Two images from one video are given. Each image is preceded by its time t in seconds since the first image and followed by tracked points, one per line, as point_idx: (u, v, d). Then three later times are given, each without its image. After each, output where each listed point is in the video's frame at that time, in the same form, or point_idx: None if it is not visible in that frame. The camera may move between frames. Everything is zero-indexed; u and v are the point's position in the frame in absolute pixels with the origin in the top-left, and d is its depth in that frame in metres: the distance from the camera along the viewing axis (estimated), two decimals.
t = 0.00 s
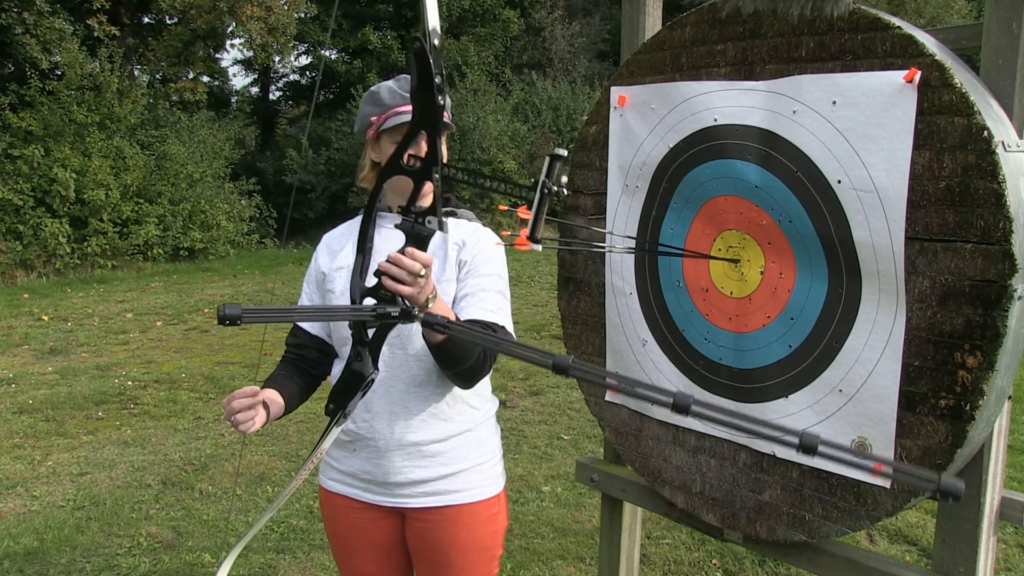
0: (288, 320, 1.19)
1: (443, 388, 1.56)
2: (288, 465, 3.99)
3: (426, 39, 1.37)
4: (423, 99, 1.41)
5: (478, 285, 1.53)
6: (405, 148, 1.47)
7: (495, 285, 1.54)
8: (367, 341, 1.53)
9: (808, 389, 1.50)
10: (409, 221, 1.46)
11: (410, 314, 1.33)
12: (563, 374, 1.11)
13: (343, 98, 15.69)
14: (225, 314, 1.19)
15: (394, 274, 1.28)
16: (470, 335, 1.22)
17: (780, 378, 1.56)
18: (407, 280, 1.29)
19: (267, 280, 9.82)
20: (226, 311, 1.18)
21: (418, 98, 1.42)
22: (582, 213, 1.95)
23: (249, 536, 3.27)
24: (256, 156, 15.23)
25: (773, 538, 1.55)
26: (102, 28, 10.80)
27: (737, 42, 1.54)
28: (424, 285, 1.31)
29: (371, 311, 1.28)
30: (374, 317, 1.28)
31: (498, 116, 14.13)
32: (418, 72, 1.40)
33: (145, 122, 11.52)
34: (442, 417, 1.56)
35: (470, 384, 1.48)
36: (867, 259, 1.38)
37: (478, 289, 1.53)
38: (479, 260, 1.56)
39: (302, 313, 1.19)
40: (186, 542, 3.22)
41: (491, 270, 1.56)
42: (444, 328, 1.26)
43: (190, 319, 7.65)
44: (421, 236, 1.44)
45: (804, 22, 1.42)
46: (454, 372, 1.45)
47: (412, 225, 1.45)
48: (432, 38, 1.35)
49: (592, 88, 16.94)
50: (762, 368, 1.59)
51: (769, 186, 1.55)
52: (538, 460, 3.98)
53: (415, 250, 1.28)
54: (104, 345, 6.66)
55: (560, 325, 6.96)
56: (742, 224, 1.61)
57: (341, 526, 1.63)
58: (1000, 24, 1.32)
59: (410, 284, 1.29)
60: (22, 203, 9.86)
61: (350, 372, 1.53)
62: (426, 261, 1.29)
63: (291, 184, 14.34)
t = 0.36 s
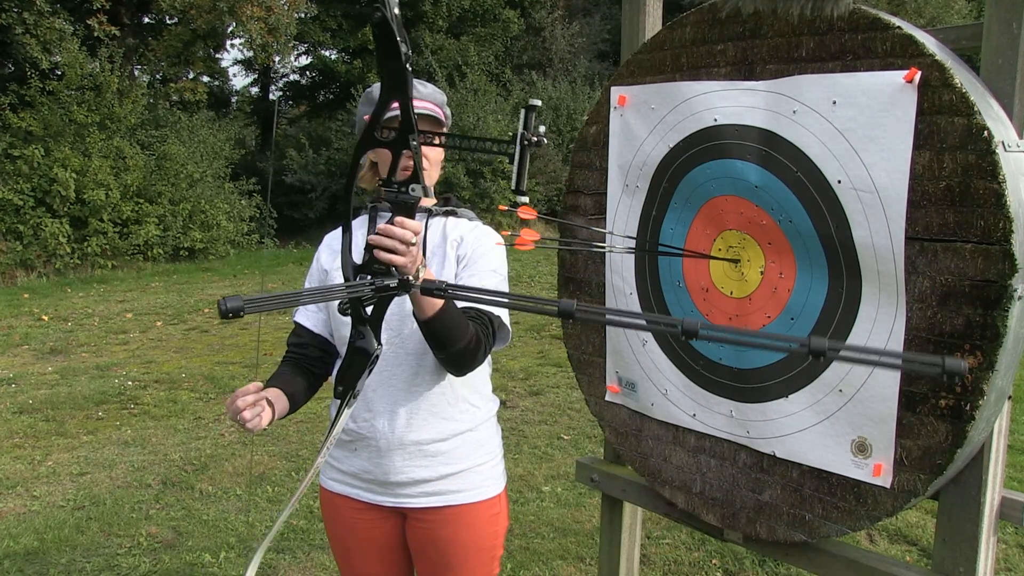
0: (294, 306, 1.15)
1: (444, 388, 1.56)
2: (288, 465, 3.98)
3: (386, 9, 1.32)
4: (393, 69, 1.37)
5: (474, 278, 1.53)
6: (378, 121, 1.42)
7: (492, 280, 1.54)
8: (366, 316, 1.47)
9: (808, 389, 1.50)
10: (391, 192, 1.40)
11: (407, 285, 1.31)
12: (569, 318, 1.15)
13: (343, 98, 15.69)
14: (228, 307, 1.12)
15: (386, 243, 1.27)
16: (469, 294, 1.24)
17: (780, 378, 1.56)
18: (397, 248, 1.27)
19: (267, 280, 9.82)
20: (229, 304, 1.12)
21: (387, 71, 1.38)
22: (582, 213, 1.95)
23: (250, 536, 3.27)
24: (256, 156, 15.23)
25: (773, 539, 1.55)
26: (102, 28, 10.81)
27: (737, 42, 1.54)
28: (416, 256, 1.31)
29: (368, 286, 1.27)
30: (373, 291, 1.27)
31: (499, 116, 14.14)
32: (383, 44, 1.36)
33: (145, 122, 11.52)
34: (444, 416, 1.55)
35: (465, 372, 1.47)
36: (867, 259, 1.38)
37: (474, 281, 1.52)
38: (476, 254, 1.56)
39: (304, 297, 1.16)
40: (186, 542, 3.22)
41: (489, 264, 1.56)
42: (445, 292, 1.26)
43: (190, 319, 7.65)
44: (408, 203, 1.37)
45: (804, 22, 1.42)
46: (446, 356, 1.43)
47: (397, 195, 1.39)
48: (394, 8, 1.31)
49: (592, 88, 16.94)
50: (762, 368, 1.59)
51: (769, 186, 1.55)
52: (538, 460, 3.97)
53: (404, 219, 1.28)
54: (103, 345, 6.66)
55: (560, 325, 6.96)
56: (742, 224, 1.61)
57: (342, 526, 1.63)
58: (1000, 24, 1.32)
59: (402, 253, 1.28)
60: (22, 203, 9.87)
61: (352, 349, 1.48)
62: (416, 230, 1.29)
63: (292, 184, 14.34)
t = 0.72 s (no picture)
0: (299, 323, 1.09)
1: (445, 388, 1.56)
2: (288, 465, 3.98)
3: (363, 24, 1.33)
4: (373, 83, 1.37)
5: (477, 281, 1.53)
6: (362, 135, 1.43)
7: (493, 283, 1.54)
8: (367, 329, 1.46)
9: (808, 389, 1.50)
10: (383, 204, 1.44)
11: (406, 295, 1.31)
12: (570, 314, 1.16)
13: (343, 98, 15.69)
14: (237, 334, 1.04)
15: (382, 256, 1.26)
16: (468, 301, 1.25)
17: (780, 378, 1.56)
18: (393, 260, 1.27)
19: (267, 280, 9.82)
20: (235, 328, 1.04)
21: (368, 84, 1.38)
22: (582, 213, 1.95)
23: (250, 535, 3.27)
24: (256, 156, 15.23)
25: (773, 539, 1.55)
26: (102, 28, 10.81)
27: (738, 42, 1.54)
28: (412, 264, 1.30)
29: (369, 300, 1.25)
30: (373, 305, 1.26)
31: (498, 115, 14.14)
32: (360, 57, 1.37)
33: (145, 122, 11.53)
34: (446, 417, 1.55)
35: (466, 377, 1.48)
36: (867, 259, 1.38)
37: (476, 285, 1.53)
38: (478, 257, 1.56)
39: (312, 314, 1.10)
40: (186, 542, 3.22)
41: (490, 266, 1.56)
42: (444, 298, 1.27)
43: (190, 319, 7.65)
44: (400, 214, 1.41)
45: (804, 22, 1.42)
46: (447, 362, 1.43)
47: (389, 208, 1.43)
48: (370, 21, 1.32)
49: (592, 87, 16.95)
50: (762, 368, 1.59)
51: (769, 186, 1.55)
52: (538, 460, 3.97)
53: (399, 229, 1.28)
54: (103, 345, 6.66)
55: (560, 325, 6.96)
56: (742, 224, 1.61)
57: (342, 526, 1.63)
58: (1000, 25, 1.31)
59: (399, 263, 1.28)
60: (22, 203, 9.87)
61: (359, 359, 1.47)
62: (410, 240, 1.29)
63: (292, 184, 14.34)
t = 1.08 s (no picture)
0: (291, 357, 1.11)
1: (446, 389, 1.56)
2: (288, 465, 3.99)
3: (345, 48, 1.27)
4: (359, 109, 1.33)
5: (481, 285, 1.53)
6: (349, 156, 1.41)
7: (498, 287, 1.54)
8: (358, 355, 1.46)
9: (808, 389, 1.50)
10: (370, 230, 1.40)
11: (399, 320, 1.29)
12: (562, 333, 1.16)
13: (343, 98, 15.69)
14: (231, 368, 1.05)
15: (371, 282, 1.26)
16: (460, 320, 1.23)
17: (780, 378, 1.56)
18: (381, 286, 1.26)
19: (267, 280, 9.82)
20: (231, 363, 1.05)
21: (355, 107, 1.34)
22: (582, 213, 1.95)
23: (249, 536, 3.27)
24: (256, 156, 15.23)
25: (773, 539, 1.54)
26: (102, 28, 10.81)
27: (738, 42, 1.54)
28: (402, 287, 1.30)
29: (361, 328, 1.24)
30: (366, 332, 1.25)
31: (498, 115, 14.15)
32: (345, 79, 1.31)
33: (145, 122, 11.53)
34: (448, 419, 1.55)
35: (468, 386, 1.48)
36: (867, 259, 1.38)
37: (481, 289, 1.53)
38: (484, 260, 1.56)
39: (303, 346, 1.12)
40: (186, 542, 3.22)
41: (495, 270, 1.55)
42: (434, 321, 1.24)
43: (190, 319, 7.65)
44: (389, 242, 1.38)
45: (804, 22, 1.42)
46: (447, 374, 1.43)
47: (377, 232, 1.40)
48: (352, 50, 1.24)
49: (592, 87, 16.95)
50: (762, 368, 1.59)
51: (769, 186, 1.55)
52: (538, 460, 3.97)
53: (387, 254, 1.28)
54: (103, 345, 6.66)
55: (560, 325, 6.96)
56: (742, 224, 1.61)
57: (343, 526, 1.63)
58: (1000, 24, 1.31)
59: (389, 288, 1.27)
60: (22, 203, 9.88)
61: (350, 388, 1.46)
62: (399, 264, 1.29)
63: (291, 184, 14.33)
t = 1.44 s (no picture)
0: (290, 368, 1.10)
1: (447, 390, 1.55)
2: (288, 466, 3.99)
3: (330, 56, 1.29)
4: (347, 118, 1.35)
5: (483, 286, 1.53)
6: (337, 166, 1.42)
7: (500, 289, 1.54)
8: (357, 363, 1.46)
9: (808, 389, 1.50)
10: (363, 236, 1.41)
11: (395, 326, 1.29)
12: (558, 333, 1.16)
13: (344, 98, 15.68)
14: (232, 381, 1.05)
15: (366, 289, 1.26)
16: (457, 324, 1.23)
17: (780, 378, 1.56)
18: (377, 292, 1.26)
19: (267, 280, 9.82)
20: (230, 377, 1.05)
21: (342, 115, 1.36)
22: (582, 213, 1.95)
23: (249, 536, 3.27)
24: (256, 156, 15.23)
25: (773, 539, 1.54)
26: (102, 28, 10.81)
27: (737, 42, 1.54)
28: (397, 293, 1.29)
29: (357, 336, 1.24)
30: (362, 341, 1.24)
31: (498, 115, 14.16)
32: (330, 90, 1.34)
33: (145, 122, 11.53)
34: (449, 419, 1.55)
35: (468, 389, 1.48)
36: (867, 259, 1.38)
37: (483, 290, 1.52)
38: (485, 262, 1.56)
39: (302, 356, 1.11)
40: (186, 542, 3.22)
41: (497, 271, 1.56)
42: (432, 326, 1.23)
43: (190, 319, 7.65)
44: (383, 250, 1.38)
45: (803, 22, 1.42)
46: (447, 378, 1.43)
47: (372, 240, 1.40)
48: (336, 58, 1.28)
49: (592, 87, 16.96)
50: (762, 368, 1.59)
51: (769, 186, 1.55)
52: (538, 461, 3.97)
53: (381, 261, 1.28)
54: (103, 345, 6.66)
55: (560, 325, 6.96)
56: (742, 224, 1.61)
57: (343, 526, 1.63)
58: (1000, 24, 1.31)
59: (383, 295, 1.27)
60: (22, 203, 9.88)
61: (350, 393, 1.46)
62: (393, 271, 1.29)
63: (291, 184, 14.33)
